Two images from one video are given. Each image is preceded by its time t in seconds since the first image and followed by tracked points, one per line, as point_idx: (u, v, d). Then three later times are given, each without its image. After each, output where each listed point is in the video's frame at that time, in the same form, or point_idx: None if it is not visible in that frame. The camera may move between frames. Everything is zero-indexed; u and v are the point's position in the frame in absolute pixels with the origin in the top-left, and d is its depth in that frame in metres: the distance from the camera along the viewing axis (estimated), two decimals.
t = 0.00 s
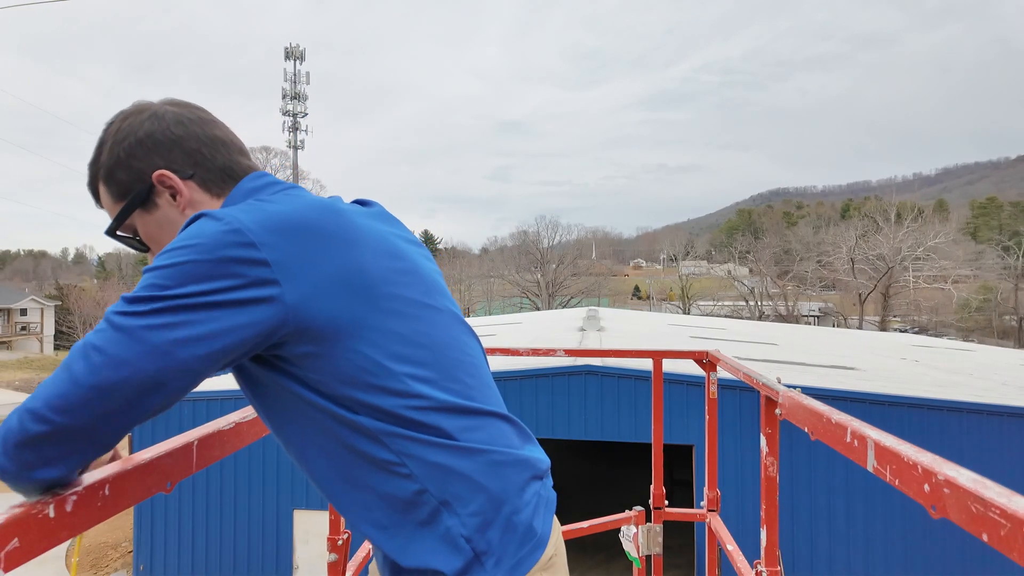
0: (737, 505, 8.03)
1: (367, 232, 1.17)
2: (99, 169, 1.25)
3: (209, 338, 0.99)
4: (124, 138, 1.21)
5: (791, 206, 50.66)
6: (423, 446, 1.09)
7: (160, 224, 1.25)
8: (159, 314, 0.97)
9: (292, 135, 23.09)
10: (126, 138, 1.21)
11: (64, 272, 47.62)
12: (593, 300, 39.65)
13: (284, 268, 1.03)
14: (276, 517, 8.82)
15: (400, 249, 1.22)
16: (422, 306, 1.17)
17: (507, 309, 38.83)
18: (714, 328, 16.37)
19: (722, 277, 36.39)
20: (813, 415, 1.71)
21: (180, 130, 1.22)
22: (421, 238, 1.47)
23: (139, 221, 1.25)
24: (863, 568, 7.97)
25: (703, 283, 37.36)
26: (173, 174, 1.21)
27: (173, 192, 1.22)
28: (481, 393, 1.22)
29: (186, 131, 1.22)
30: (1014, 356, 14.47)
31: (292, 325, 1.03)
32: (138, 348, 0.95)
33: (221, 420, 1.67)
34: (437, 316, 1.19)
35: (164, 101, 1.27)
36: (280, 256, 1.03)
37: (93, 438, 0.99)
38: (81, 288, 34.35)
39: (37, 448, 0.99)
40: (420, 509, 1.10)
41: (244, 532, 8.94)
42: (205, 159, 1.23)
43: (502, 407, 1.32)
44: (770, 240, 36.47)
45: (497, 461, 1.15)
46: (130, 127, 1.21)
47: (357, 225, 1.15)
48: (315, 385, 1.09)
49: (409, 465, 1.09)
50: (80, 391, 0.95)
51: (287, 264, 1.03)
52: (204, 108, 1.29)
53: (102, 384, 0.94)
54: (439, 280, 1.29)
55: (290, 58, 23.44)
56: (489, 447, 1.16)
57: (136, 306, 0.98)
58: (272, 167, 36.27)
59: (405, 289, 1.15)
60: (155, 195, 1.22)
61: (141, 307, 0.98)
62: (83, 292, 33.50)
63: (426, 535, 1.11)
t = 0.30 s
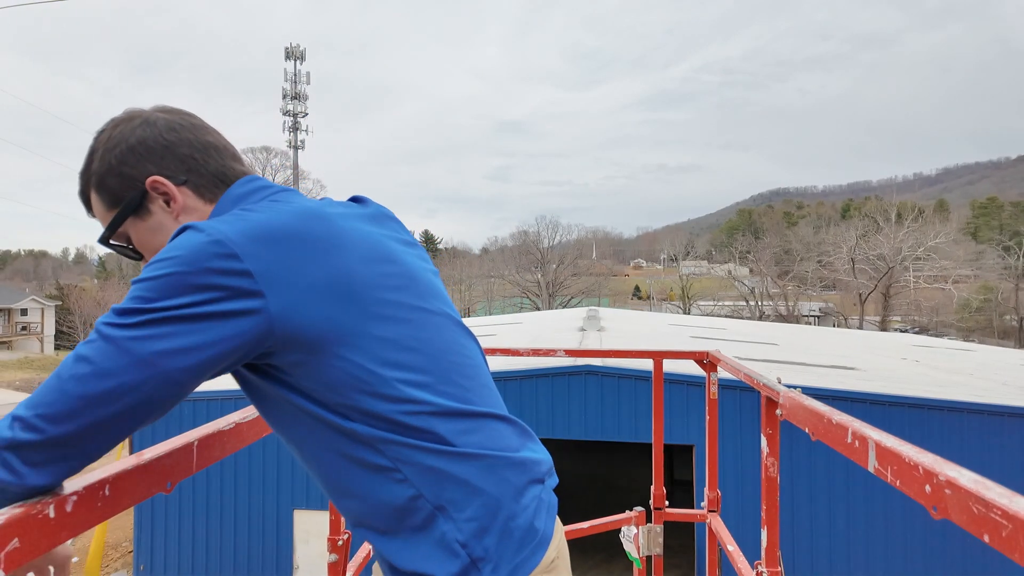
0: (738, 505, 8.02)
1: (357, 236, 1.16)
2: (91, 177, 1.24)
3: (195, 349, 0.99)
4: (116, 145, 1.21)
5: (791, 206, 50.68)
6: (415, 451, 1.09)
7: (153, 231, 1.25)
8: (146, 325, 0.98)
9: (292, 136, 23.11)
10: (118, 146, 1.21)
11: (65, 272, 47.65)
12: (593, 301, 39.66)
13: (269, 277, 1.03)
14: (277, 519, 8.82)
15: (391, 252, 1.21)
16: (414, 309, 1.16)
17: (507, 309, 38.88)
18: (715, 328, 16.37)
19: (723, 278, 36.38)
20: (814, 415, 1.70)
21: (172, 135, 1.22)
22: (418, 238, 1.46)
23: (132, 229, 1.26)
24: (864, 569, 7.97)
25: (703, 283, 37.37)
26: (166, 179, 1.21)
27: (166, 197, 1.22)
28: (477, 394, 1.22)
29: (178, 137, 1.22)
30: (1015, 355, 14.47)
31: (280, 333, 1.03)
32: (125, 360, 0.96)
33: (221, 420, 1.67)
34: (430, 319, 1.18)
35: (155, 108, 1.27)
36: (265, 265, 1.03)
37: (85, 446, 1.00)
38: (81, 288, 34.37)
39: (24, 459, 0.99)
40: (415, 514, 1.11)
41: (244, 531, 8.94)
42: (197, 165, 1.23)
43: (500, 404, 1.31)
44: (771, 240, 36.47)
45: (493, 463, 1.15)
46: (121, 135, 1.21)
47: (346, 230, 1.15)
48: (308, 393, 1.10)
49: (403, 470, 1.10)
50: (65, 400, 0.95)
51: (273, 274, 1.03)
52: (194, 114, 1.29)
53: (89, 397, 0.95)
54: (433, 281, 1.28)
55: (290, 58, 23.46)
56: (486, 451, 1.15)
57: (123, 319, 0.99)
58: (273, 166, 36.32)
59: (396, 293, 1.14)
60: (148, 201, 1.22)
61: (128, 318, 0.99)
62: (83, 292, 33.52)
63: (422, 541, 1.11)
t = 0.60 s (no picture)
0: (738, 505, 8.03)
1: (363, 236, 1.16)
2: (106, 176, 1.25)
3: (199, 346, 0.99)
4: (130, 145, 1.21)
5: (791, 206, 50.70)
6: (417, 452, 1.09)
7: (165, 230, 1.25)
8: (152, 321, 0.98)
9: (293, 136, 23.10)
10: (132, 146, 1.21)
11: (65, 272, 47.67)
12: (594, 301, 39.67)
13: (276, 274, 1.03)
14: (277, 519, 8.83)
15: (396, 254, 1.21)
16: (417, 310, 1.16)
17: (507, 309, 38.89)
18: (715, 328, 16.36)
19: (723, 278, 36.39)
20: (814, 415, 1.71)
21: (186, 137, 1.22)
22: (424, 240, 1.46)
23: (145, 228, 1.26)
24: (864, 568, 7.97)
25: (704, 283, 37.38)
26: (178, 180, 1.21)
27: (179, 198, 1.22)
28: (480, 397, 1.21)
29: (190, 138, 1.22)
30: (1015, 355, 14.48)
31: (285, 333, 1.04)
32: (130, 358, 0.96)
33: (221, 421, 1.67)
34: (434, 320, 1.18)
35: (168, 110, 1.27)
36: (272, 263, 1.03)
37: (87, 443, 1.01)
38: (82, 288, 34.40)
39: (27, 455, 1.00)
40: (413, 517, 1.11)
41: (244, 531, 8.94)
42: (209, 166, 1.23)
43: (502, 408, 1.30)
44: (771, 240, 36.49)
45: (494, 468, 1.15)
46: (136, 135, 1.22)
47: (352, 230, 1.15)
48: (310, 390, 1.10)
49: (403, 471, 1.10)
50: (71, 398, 0.96)
51: (278, 272, 1.03)
52: (209, 116, 1.29)
53: (95, 392, 0.96)
54: (438, 283, 1.28)
55: (291, 58, 23.45)
56: (486, 453, 1.15)
57: (129, 315, 0.99)
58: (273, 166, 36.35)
59: (400, 292, 1.14)
60: (161, 202, 1.23)
61: (133, 316, 0.99)
62: (83, 292, 33.51)
63: (420, 543, 1.11)
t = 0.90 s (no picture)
0: (738, 505, 8.03)
1: (346, 239, 1.16)
2: (96, 183, 1.25)
3: (183, 352, 1.00)
4: (119, 151, 1.21)
5: (792, 207, 50.74)
6: (403, 455, 1.09)
7: (156, 235, 1.25)
8: (136, 329, 1.00)
9: (293, 136, 23.12)
10: (121, 152, 1.21)
11: (66, 272, 47.59)
12: (594, 301, 39.66)
13: (253, 282, 1.02)
14: (278, 519, 8.84)
15: (382, 256, 1.20)
16: (400, 312, 1.15)
17: (508, 309, 38.90)
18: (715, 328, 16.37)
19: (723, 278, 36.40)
20: (814, 415, 1.71)
21: (174, 142, 1.22)
22: (415, 240, 1.45)
23: (136, 233, 1.26)
24: (864, 569, 7.97)
25: (704, 284, 37.37)
26: (168, 186, 1.21)
27: (168, 202, 1.22)
28: (468, 396, 1.21)
29: (179, 143, 1.23)
30: (1016, 356, 14.50)
31: (267, 340, 1.04)
32: (118, 366, 0.98)
33: (222, 420, 1.67)
34: (422, 321, 1.18)
35: (156, 115, 1.28)
36: (249, 271, 1.03)
37: (88, 441, 1.04)
38: (82, 288, 34.37)
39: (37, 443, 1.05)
40: (403, 519, 1.11)
41: (246, 531, 8.94)
42: (198, 170, 1.24)
43: (494, 406, 1.30)
44: (771, 240, 36.50)
45: (483, 468, 1.14)
46: (124, 141, 1.22)
47: (334, 234, 1.15)
48: (297, 396, 1.11)
49: (392, 474, 1.10)
50: (66, 403, 0.99)
51: (256, 279, 1.03)
52: (196, 120, 1.30)
53: (89, 397, 0.99)
54: (425, 283, 1.27)
55: (291, 58, 23.47)
56: (476, 453, 1.14)
57: (115, 323, 1.01)
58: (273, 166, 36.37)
59: (382, 295, 1.14)
60: (151, 207, 1.23)
61: (120, 324, 1.01)
62: (83, 292, 33.48)
63: (411, 544, 1.11)
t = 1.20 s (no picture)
0: (738, 505, 8.03)
1: (346, 239, 1.15)
2: (99, 183, 1.25)
3: (181, 352, 1.00)
4: (122, 151, 1.21)
5: (792, 206, 50.75)
6: (399, 458, 1.09)
7: (158, 235, 1.25)
8: (134, 328, 0.99)
9: (294, 136, 23.14)
10: (124, 152, 1.21)
11: (66, 272, 47.61)
12: (594, 301, 39.66)
13: (251, 281, 1.02)
14: (278, 519, 8.83)
15: (382, 258, 1.19)
16: (398, 314, 1.14)
17: (508, 309, 38.93)
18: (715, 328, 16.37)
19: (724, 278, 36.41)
20: (814, 416, 1.71)
21: (177, 142, 1.22)
22: (418, 240, 1.45)
23: (140, 233, 1.26)
24: (864, 569, 7.96)
25: (704, 283, 37.38)
26: (170, 185, 1.21)
27: (171, 203, 1.22)
28: (467, 399, 1.19)
29: (181, 143, 1.22)
30: (1016, 356, 14.50)
31: (265, 341, 1.04)
32: (113, 365, 0.98)
33: (222, 421, 1.67)
34: (420, 323, 1.17)
35: (159, 115, 1.27)
36: (247, 272, 1.02)
37: (82, 444, 1.04)
38: (82, 288, 34.39)
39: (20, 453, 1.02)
40: (400, 521, 1.11)
41: (245, 531, 8.94)
42: (201, 169, 1.23)
43: (493, 409, 1.28)
44: (771, 240, 36.52)
45: (480, 472, 1.13)
46: (127, 141, 1.22)
47: (333, 234, 1.14)
48: (297, 397, 1.11)
49: (387, 476, 1.10)
50: (58, 403, 0.98)
51: (254, 278, 1.02)
52: (199, 120, 1.30)
53: (84, 397, 0.98)
54: (426, 284, 1.27)
55: (292, 58, 23.49)
56: (473, 458, 1.14)
57: (113, 321, 1.00)
58: (273, 166, 36.40)
59: (380, 297, 1.13)
60: (154, 207, 1.23)
61: (117, 322, 1.00)
62: (84, 292, 33.49)
63: (407, 546, 1.12)
